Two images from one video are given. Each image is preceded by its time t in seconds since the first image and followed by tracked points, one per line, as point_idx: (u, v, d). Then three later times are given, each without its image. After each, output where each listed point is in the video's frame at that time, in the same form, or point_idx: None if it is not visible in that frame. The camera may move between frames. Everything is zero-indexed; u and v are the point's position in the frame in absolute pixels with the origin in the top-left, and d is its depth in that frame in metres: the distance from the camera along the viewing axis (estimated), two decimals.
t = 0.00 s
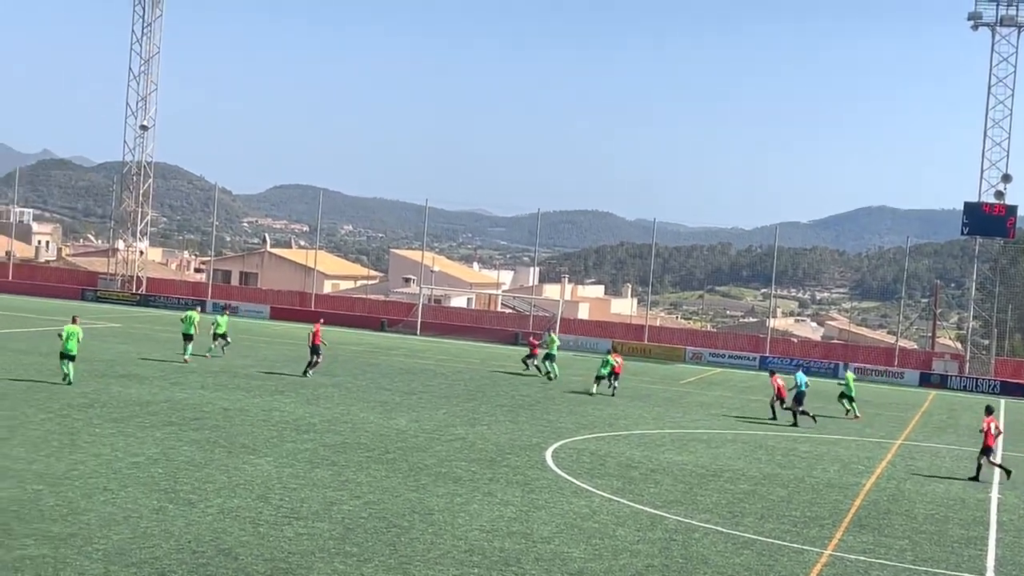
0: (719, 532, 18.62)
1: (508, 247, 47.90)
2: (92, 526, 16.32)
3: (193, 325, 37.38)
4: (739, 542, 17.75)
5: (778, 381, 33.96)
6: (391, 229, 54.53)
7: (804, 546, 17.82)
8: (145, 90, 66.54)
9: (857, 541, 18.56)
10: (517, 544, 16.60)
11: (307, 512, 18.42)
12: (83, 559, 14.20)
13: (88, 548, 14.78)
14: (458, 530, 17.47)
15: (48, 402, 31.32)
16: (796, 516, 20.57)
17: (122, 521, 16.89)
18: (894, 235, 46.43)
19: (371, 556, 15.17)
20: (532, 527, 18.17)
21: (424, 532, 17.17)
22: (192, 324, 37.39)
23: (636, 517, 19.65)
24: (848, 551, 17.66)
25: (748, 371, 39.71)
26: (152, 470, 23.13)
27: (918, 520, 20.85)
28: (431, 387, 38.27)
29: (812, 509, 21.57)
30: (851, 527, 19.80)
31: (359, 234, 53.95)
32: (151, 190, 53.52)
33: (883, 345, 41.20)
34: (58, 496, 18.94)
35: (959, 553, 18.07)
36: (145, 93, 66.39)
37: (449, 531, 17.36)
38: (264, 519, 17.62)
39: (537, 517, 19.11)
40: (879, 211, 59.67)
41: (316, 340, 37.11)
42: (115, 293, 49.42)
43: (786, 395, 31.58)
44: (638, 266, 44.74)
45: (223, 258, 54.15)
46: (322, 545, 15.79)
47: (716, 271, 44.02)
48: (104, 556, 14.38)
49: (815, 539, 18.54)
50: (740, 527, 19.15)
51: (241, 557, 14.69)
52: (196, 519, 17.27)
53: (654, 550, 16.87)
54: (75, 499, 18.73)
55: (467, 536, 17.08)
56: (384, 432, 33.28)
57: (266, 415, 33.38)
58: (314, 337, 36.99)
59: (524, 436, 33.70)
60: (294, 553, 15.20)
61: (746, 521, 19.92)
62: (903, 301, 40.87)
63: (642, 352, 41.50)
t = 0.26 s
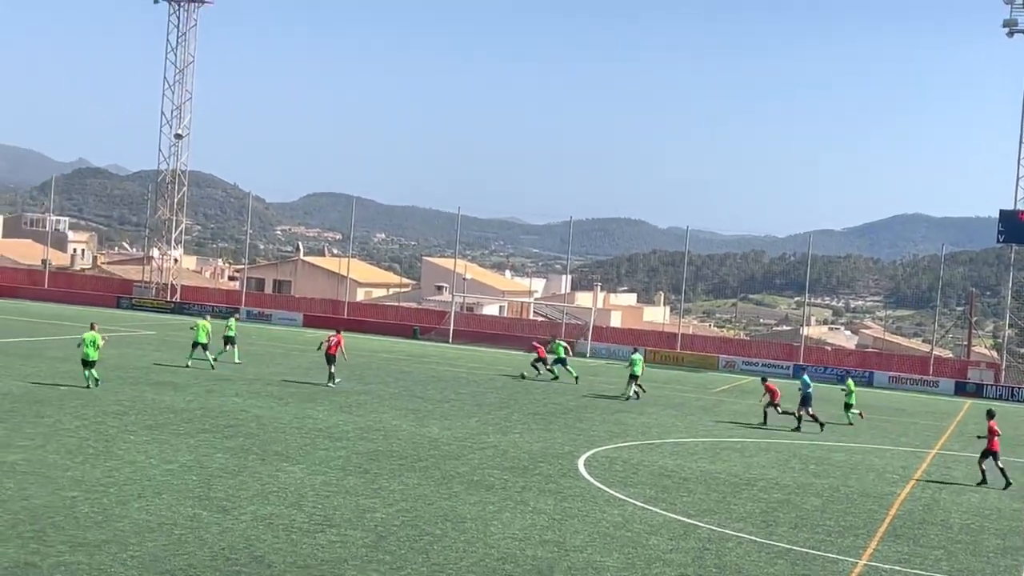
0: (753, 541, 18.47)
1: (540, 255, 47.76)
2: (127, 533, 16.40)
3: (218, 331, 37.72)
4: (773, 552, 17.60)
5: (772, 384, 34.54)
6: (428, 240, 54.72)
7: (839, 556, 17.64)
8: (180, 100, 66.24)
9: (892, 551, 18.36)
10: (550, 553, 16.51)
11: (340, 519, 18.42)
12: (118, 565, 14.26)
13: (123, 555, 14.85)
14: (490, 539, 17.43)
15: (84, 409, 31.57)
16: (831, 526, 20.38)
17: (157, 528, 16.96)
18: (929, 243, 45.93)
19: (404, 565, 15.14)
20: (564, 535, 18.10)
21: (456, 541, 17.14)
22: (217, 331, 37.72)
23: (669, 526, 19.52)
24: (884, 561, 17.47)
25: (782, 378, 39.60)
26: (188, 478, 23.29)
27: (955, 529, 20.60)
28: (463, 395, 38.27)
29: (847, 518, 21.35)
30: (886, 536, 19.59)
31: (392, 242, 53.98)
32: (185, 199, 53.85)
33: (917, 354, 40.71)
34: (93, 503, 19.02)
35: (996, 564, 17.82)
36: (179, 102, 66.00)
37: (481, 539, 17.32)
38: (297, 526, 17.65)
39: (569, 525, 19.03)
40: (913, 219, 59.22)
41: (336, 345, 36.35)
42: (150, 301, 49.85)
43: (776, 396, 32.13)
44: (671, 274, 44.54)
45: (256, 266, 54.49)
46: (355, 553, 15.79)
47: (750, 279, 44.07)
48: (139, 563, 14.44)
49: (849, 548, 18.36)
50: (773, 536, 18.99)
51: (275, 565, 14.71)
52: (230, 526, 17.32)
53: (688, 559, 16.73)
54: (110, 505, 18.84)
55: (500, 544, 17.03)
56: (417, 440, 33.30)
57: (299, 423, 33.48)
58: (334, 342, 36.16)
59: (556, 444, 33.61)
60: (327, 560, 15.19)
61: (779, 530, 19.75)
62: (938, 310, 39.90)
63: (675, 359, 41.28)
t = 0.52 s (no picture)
0: (790, 552, 18.32)
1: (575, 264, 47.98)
2: (166, 541, 16.47)
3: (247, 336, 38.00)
4: (811, 563, 17.44)
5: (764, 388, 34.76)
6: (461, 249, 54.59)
7: (878, 567, 17.45)
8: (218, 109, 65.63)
9: (930, 562, 18.16)
10: (586, 563, 16.43)
11: (376, 528, 18.42)
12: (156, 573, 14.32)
13: (162, 563, 14.90)
14: (527, 548, 17.38)
15: (122, 417, 31.79)
16: (868, 536, 20.19)
17: (194, 535, 17.05)
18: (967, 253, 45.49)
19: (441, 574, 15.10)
20: (600, 545, 18.03)
21: (492, 550, 17.11)
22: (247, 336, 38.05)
23: (705, 536, 19.39)
24: (923, 572, 17.26)
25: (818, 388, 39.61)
26: (223, 485, 23.39)
27: (994, 541, 20.34)
28: (498, 404, 38.26)
29: (884, 529, 21.14)
30: (925, 547, 19.37)
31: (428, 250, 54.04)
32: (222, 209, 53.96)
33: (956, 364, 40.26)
34: (130, 511, 19.11)
35: None
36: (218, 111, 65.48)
37: (517, 549, 17.27)
38: (333, 535, 17.66)
39: (606, 535, 18.95)
40: (951, 227, 58.80)
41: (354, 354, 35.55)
42: (188, 311, 50.34)
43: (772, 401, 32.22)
44: (707, 282, 44.48)
45: (292, 275, 54.87)
46: (392, 562, 15.78)
47: (786, 288, 43.67)
48: (178, 570, 14.48)
49: (887, 559, 18.18)
50: (811, 546, 18.84)
51: (312, 573, 14.72)
52: (267, 535, 17.36)
53: (725, 570, 16.59)
54: (148, 514, 18.93)
55: (536, 554, 16.98)
56: (452, 449, 33.31)
57: (335, 431, 33.56)
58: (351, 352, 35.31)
59: (592, 453, 33.52)
60: (363, 569, 15.18)
61: (816, 540, 19.59)
62: (976, 319, 39.63)
63: (711, 368, 41.19)
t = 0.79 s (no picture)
0: (837, 563, 18.09)
1: (618, 272, 48.63)
2: (211, 549, 16.48)
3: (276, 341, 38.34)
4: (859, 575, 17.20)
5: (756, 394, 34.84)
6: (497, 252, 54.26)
7: None
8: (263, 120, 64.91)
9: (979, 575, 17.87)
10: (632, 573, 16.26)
11: (420, 537, 18.37)
12: None
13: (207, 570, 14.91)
14: (571, 557, 17.26)
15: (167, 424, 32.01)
16: (915, 547, 19.91)
17: (239, 543, 17.09)
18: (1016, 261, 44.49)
19: None
20: (645, 555, 17.87)
21: (536, 559, 17.01)
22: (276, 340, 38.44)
23: (751, 546, 19.19)
24: None
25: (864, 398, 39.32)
26: (263, 489, 23.50)
27: None
28: (541, 412, 38.16)
29: (931, 540, 20.85)
30: (973, 559, 19.08)
31: (470, 260, 54.30)
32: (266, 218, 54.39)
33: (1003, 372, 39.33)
34: (175, 517, 19.18)
35: None
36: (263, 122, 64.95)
37: (561, 558, 17.16)
38: (377, 543, 17.62)
39: (650, 545, 18.80)
40: (1000, 236, 57.92)
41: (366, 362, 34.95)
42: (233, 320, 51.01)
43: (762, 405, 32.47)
44: (750, 291, 44.44)
45: (335, 283, 55.38)
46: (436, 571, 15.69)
47: (831, 297, 42.70)
48: None
49: (935, 571, 17.92)
50: (858, 558, 18.59)
51: None
52: (312, 543, 17.34)
53: None
54: (194, 521, 18.97)
55: (580, 563, 16.86)
56: (495, 457, 33.26)
57: (378, 439, 33.61)
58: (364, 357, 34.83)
59: (635, 462, 33.34)
60: None
61: (863, 552, 19.32)
62: None
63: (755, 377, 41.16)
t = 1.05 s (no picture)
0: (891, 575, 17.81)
1: (666, 280, 48.37)
2: (261, 557, 16.45)
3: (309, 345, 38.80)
4: None
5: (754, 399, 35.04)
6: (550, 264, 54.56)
7: None
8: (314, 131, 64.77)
9: None
10: None
11: (469, 546, 18.31)
12: None
13: None
14: (620, 568, 17.11)
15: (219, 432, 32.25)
16: (968, 558, 19.61)
17: (289, 552, 17.11)
18: None
19: None
20: (696, 565, 17.70)
21: (586, 569, 16.87)
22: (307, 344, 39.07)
23: (802, 557, 18.98)
24: None
25: (916, 408, 38.84)
26: (309, 495, 23.66)
27: None
28: (590, 422, 38.07)
29: (984, 551, 20.54)
30: None
31: (518, 269, 55.26)
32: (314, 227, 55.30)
33: None
34: (226, 525, 19.21)
35: None
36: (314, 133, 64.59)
37: (611, 568, 17.01)
38: (427, 553, 17.55)
39: (701, 555, 18.62)
40: None
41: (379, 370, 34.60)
42: (283, 329, 52.28)
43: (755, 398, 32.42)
44: (799, 300, 44.19)
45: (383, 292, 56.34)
46: None
47: (882, 306, 42.60)
48: None
49: None
50: (912, 569, 18.31)
51: None
52: (363, 552, 17.32)
53: None
54: (245, 529, 18.94)
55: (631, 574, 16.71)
56: (544, 467, 33.17)
57: (427, 448, 33.66)
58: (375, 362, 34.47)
59: (685, 473, 33.15)
60: None
61: (916, 563, 19.05)
62: None
63: (804, 387, 40.81)
